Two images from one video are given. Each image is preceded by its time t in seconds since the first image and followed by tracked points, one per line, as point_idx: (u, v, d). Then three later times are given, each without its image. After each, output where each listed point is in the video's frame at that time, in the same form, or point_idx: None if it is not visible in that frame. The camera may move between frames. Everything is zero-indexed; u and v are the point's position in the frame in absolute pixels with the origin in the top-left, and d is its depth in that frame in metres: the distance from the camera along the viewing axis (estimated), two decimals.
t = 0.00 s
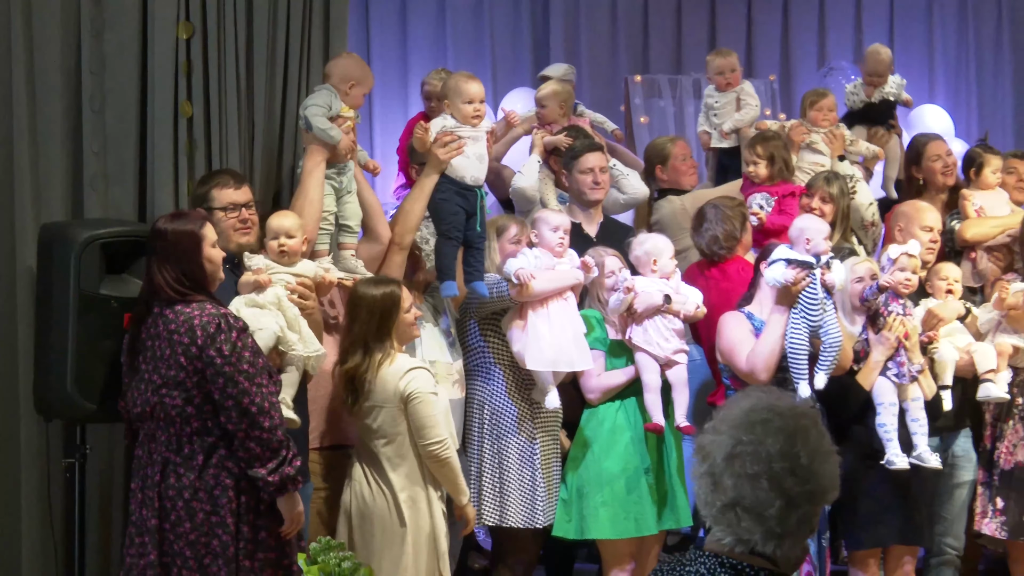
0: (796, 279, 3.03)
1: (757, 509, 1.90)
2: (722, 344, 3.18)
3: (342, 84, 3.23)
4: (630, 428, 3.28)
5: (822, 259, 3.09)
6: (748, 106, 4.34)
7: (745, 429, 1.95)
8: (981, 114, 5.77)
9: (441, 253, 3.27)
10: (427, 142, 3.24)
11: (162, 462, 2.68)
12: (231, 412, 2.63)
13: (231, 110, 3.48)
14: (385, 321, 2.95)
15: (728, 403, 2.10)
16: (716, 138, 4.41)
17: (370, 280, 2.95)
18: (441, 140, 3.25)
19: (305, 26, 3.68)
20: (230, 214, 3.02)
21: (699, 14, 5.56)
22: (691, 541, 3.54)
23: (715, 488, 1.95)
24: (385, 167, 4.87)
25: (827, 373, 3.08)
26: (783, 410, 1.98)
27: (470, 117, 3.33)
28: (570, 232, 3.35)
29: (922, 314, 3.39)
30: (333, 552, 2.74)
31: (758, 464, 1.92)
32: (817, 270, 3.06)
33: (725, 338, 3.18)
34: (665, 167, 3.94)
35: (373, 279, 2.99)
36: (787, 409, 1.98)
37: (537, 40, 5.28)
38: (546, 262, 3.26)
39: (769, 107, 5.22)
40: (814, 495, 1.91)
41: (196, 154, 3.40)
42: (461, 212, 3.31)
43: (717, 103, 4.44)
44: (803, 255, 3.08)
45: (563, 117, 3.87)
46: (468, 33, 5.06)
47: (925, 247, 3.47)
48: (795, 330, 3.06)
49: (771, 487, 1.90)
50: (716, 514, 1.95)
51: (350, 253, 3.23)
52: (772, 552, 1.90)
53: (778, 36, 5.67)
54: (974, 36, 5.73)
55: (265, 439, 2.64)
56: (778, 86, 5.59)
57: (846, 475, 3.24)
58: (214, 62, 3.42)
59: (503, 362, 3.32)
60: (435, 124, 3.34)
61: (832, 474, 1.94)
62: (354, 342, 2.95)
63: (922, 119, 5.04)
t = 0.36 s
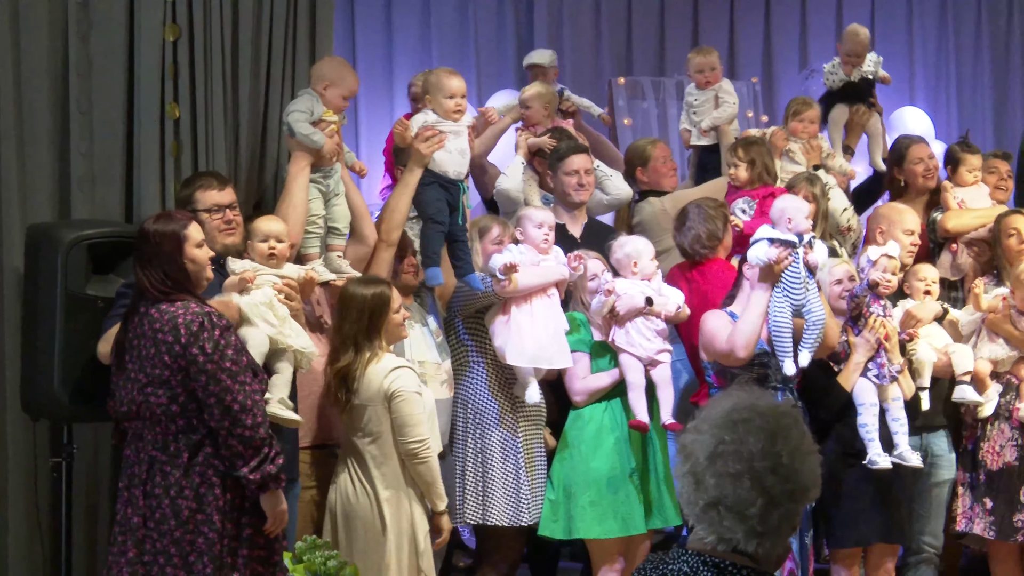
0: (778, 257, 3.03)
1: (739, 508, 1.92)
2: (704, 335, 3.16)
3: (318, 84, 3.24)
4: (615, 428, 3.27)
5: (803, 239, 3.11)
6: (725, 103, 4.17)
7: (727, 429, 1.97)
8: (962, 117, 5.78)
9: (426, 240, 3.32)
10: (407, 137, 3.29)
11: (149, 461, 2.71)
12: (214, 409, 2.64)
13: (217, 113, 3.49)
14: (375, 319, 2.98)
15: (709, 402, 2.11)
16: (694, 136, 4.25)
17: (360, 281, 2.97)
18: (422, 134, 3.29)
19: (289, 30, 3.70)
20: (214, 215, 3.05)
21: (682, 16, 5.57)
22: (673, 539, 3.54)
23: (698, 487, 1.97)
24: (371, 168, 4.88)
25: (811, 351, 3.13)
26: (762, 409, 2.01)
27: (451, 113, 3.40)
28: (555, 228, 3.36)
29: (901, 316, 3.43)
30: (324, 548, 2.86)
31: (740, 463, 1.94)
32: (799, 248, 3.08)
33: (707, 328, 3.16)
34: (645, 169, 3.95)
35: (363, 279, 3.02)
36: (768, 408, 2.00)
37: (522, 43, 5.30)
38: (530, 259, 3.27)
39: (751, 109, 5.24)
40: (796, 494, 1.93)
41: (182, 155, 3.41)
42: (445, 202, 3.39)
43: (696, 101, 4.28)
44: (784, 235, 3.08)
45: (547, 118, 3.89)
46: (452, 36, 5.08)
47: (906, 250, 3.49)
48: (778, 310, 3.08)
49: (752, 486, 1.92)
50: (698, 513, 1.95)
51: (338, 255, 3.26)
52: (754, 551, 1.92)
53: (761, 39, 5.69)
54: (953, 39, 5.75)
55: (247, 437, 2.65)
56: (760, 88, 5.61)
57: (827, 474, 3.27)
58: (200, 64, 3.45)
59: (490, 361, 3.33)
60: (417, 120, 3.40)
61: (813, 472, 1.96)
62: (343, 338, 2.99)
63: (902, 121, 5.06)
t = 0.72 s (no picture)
0: (770, 236, 2.96)
1: (727, 508, 1.93)
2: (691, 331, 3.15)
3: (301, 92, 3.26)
4: (601, 432, 3.27)
5: (794, 218, 3.02)
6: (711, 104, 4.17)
7: (715, 429, 1.98)
8: (948, 117, 5.80)
9: (413, 248, 3.33)
10: (388, 138, 3.27)
11: (139, 462, 2.72)
12: (205, 410, 2.65)
13: (205, 115, 3.49)
14: (368, 316, 2.98)
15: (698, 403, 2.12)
16: (680, 139, 4.23)
17: (352, 285, 2.96)
18: (406, 135, 3.28)
19: (276, 30, 3.70)
20: (197, 217, 3.07)
21: (670, 17, 5.57)
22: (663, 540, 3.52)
23: (686, 488, 1.97)
24: (360, 166, 4.89)
25: (804, 330, 3.05)
26: (751, 410, 2.01)
27: (432, 110, 3.42)
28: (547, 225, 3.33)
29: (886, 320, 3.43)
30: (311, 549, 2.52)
31: (728, 464, 1.94)
32: (790, 228, 3.00)
33: (692, 324, 3.15)
34: (630, 171, 3.94)
35: (355, 280, 3.02)
36: (756, 410, 2.00)
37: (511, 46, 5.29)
38: (520, 252, 3.25)
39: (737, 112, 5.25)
40: (784, 495, 1.93)
41: (171, 157, 3.42)
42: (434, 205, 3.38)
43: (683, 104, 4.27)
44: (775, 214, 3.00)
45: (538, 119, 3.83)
46: (440, 37, 5.08)
47: (891, 252, 3.48)
48: (769, 289, 3.01)
49: (741, 487, 1.92)
50: (686, 514, 1.96)
51: (328, 256, 3.22)
52: (742, 551, 1.92)
53: (750, 42, 5.69)
54: (940, 38, 5.76)
55: (238, 438, 2.66)
56: (748, 91, 5.62)
57: (814, 475, 3.28)
58: (189, 67, 3.45)
59: (478, 361, 3.33)
60: (397, 123, 3.40)
61: (801, 474, 1.96)
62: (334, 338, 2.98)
63: (889, 123, 5.07)
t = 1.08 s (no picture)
0: (757, 230, 2.96)
1: (716, 510, 1.93)
2: (680, 332, 3.13)
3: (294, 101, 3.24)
4: (591, 432, 3.26)
5: (784, 211, 3.02)
6: (700, 108, 4.15)
7: (704, 430, 1.98)
8: (936, 119, 5.81)
9: (401, 246, 3.41)
10: (374, 142, 3.26)
11: (130, 464, 2.71)
12: (197, 412, 2.66)
13: (194, 118, 3.48)
14: (357, 319, 2.97)
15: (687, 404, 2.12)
16: (668, 142, 4.22)
17: (339, 286, 2.96)
18: (393, 137, 3.30)
19: (265, 31, 3.67)
20: (185, 219, 3.07)
21: (659, 18, 5.57)
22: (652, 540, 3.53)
23: (675, 489, 1.97)
24: (349, 169, 4.87)
25: (793, 324, 3.04)
26: (740, 412, 2.01)
27: (420, 113, 3.44)
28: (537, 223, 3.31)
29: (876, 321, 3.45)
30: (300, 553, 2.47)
31: (717, 466, 1.94)
32: (779, 221, 2.99)
33: (682, 323, 3.13)
34: (619, 172, 3.91)
35: (343, 283, 3.01)
36: (745, 411, 2.01)
37: (500, 46, 5.28)
38: (509, 252, 3.23)
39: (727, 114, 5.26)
40: (772, 496, 1.94)
41: (160, 159, 3.42)
42: (416, 208, 3.45)
43: (671, 107, 4.27)
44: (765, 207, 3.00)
45: (530, 121, 3.80)
46: (429, 40, 5.07)
47: (876, 253, 3.45)
48: (757, 282, 3.02)
49: (730, 488, 1.93)
50: (675, 515, 1.97)
51: (317, 260, 3.23)
52: (731, 552, 1.93)
53: (738, 43, 5.69)
54: (929, 39, 5.76)
55: (230, 440, 2.67)
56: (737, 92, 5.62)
57: (802, 475, 3.29)
58: (177, 69, 3.44)
59: (470, 363, 3.34)
60: (384, 125, 3.43)
61: (790, 475, 1.97)
62: (322, 339, 2.99)
63: (879, 125, 5.07)
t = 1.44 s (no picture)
0: (739, 234, 2.99)
1: (703, 511, 1.93)
2: (666, 336, 3.13)
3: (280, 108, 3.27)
4: (578, 430, 3.24)
5: (767, 216, 3.07)
6: (687, 109, 4.15)
7: (691, 432, 1.97)
8: (923, 120, 5.82)
9: (388, 248, 3.40)
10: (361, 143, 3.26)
11: (118, 466, 2.72)
12: (187, 414, 2.66)
13: (179, 118, 3.48)
14: (340, 320, 2.99)
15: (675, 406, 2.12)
16: (654, 142, 4.21)
17: (324, 286, 2.99)
18: (378, 139, 3.29)
19: (251, 33, 3.65)
20: (173, 221, 3.06)
21: (646, 17, 5.57)
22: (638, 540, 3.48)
23: (661, 491, 1.96)
24: (335, 171, 4.86)
25: (775, 329, 3.14)
26: (727, 413, 2.01)
27: (406, 116, 3.45)
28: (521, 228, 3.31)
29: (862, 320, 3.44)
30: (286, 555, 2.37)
31: (703, 468, 1.94)
32: (762, 226, 3.05)
33: (668, 327, 3.13)
34: (607, 173, 3.90)
35: (329, 284, 3.04)
36: (732, 413, 2.00)
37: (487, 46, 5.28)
38: (494, 257, 3.23)
39: (715, 115, 5.26)
40: (759, 497, 1.93)
41: (147, 161, 3.42)
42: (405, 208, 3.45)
43: (658, 108, 4.26)
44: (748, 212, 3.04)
45: (516, 122, 3.67)
46: (416, 41, 5.08)
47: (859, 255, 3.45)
48: (741, 287, 3.08)
49: (717, 490, 1.92)
50: (661, 517, 1.95)
51: (303, 263, 3.23)
52: (717, 553, 1.93)
53: (725, 44, 5.69)
54: (915, 41, 5.78)
55: (220, 442, 2.66)
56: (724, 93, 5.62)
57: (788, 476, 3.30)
58: (163, 70, 3.43)
59: (456, 365, 3.32)
60: (371, 127, 3.46)
61: (775, 476, 1.97)
62: (306, 339, 3.01)
63: (864, 126, 5.09)
